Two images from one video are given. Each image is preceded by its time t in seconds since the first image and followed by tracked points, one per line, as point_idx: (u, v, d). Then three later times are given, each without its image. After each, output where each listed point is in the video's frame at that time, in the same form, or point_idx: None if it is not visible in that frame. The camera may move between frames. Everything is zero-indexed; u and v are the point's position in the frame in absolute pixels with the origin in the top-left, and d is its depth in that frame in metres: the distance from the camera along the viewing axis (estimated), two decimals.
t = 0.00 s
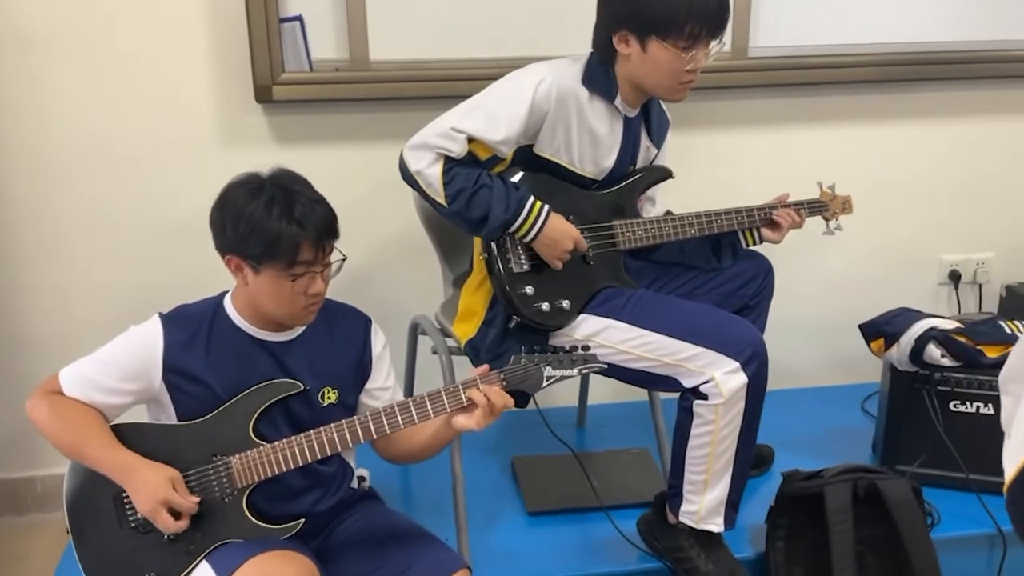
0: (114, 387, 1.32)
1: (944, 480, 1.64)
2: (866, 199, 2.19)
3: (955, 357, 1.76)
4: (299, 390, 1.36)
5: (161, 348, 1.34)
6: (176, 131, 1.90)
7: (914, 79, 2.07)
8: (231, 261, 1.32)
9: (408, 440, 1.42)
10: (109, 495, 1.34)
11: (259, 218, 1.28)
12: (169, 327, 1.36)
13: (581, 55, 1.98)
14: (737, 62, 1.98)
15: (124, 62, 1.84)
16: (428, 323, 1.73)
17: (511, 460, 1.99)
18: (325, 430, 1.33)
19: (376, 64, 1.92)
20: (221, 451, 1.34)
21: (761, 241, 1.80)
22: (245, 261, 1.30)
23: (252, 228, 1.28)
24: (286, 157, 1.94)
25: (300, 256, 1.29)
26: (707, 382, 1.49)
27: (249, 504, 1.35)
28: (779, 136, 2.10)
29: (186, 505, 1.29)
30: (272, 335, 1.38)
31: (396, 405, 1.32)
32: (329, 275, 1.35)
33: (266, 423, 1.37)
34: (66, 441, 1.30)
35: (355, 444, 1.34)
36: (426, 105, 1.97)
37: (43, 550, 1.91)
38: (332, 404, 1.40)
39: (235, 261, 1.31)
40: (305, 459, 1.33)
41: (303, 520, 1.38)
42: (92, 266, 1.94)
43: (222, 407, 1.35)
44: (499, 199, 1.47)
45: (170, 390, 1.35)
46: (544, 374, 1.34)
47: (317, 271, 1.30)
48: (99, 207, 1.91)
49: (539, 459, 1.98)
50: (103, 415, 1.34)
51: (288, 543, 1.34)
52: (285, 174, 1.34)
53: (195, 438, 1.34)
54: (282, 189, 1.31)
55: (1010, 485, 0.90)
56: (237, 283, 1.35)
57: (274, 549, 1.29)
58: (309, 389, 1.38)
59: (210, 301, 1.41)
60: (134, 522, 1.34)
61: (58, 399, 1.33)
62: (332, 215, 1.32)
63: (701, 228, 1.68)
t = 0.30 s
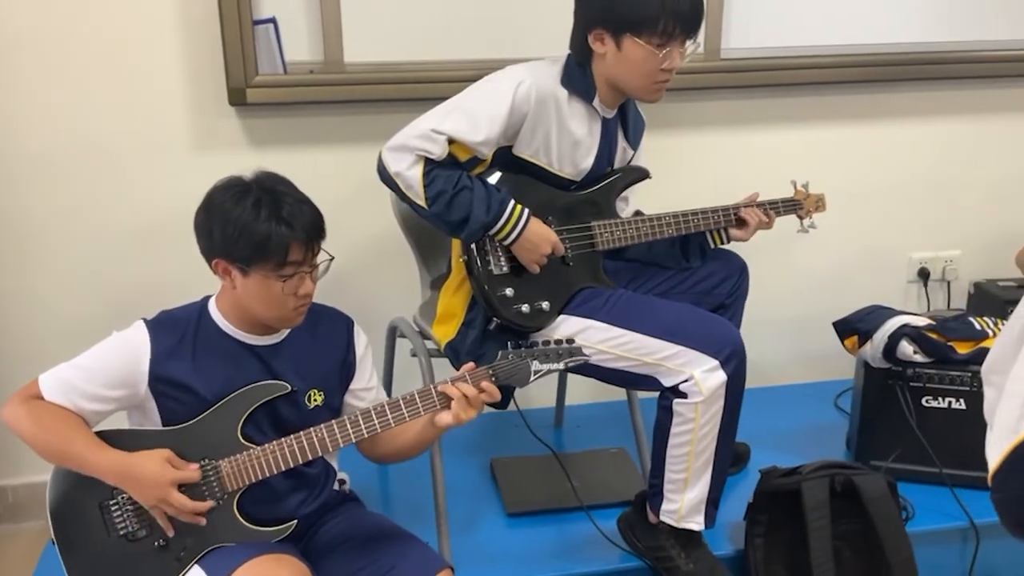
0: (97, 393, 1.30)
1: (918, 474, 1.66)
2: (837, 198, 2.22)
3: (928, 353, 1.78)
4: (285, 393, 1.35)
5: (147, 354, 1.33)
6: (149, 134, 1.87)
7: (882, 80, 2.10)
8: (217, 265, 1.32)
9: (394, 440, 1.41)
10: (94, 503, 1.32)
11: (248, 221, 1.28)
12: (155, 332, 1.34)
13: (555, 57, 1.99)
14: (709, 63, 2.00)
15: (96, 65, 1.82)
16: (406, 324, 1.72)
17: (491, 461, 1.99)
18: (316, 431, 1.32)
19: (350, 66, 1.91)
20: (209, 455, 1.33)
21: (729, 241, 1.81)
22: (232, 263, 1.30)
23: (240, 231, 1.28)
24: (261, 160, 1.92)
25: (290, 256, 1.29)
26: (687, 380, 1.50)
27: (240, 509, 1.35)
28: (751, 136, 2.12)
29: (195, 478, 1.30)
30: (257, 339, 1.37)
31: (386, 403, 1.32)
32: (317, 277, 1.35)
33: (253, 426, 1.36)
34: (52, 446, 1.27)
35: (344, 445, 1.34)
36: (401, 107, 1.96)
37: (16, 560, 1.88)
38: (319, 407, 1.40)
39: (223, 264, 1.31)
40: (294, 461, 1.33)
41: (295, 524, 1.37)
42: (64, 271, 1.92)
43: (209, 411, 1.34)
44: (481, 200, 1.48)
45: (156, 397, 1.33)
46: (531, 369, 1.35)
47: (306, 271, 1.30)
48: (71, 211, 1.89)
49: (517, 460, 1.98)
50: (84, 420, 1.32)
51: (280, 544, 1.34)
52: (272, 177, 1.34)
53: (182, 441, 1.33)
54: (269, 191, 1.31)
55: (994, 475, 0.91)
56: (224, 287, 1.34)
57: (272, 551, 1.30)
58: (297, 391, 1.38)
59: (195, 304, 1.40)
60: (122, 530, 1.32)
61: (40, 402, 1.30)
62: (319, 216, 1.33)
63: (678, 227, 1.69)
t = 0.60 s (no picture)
0: (83, 394, 1.30)
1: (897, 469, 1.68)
2: (814, 197, 2.24)
3: (905, 349, 1.81)
4: (272, 401, 1.35)
5: (134, 356, 1.32)
6: (126, 136, 1.86)
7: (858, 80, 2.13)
8: (203, 268, 1.32)
9: (381, 454, 1.41)
10: (72, 504, 1.31)
11: (228, 220, 1.28)
12: (143, 335, 1.34)
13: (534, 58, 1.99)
14: (688, 63, 2.01)
15: (72, 67, 1.80)
16: (388, 325, 1.72)
17: (473, 461, 2.00)
18: (298, 441, 1.32)
19: (330, 67, 1.90)
20: (190, 461, 1.32)
21: (708, 239, 1.82)
22: (216, 264, 1.30)
23: (219, 231, 1.28)
24: (240, 162, 1.91)
25: (271, 254, 1.28)
26: (669, 378, 1.51)
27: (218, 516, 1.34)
28: (730, 136, 2.13)
29: (151, 531, 1.28)
30: (251, 347, 1.36)
31: (371, 418, 1.32)
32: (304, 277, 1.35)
33: (236, 434, 1.35)
34: (30, 450, 1.27)
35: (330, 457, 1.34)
36: (381, 109, 1.95)
37: None
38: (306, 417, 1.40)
39: (208, 267, 1.31)
40: (277, 471, 1.32)
41: (274, 533, 1.37)
42: (40, 274, 1.90)
43: (193, 416, 1.33)
44: (461, 201, 1.48)
45: (140, 400, 1.33)
46: (520, 391, 1.36)
47: (290, 270, 1.30)
48: (47, 214, 1.87)
49: (500, 459, 1.99)
50: (70, 420, 1.32)
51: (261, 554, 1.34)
52: (257, 179, 1.35)
53: (164, 447, 1.32)
54: (252, 191, 1.31)
55: (973, 472, 0.94)
56: (212, 292, 1.34)
57: (249, 558, 1.30)
58: (284, 400, 1.37)
59: (183, 308, 1.39)
60: (99, 531, 1.31)
61: (26, 402, 1.31)
62: (304, 217, 1.33)
63: (658, 226, 1.70)
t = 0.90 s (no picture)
0: (70, 397, 1.30)
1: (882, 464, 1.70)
2: (798, 195, 2.25)
3: (889, 346, 1.82)
4: (254, 399, 1.35)
5: (120, 358, 1.32)
6: (111, 137, 1.86)
7: (841, 78, 2.14)
8: (185, 265, 1.32)
9: (369, 450, 1.41)
10: (60, 509, 1.31)
11: (207, 215, 1.29)
12: (128, 336, 1.33)
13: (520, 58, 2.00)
14: (672, 63, 2.02)
15: (56, 68, 1.80)
16: (375, 325, 1.72)
17: (461, 460, 2.00)
18: (283, 438, 1.32)
19: (315, 67, 1.90)
20: (177, 461, 1.32)
21: (693, 236, 1.83)
22: (197, 259, 1.30)
23: (199, 225, 1.28)
24: (226, 163, 1.91)
25: (252, 245, 1.29)
26: (655, 376, 1.51)
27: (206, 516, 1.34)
28: (715, 135, 2.14)
29: (135, 538, 1.27)
30: (233, 344, 1.36)
31: (357, 411, 1.32)
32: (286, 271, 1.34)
33: (222, 434, 1.35)
34: (20, 455, 1.27)
35: (315, 453, 1.34)
36: (367, 109, 1.95)
37: None
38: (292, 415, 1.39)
39: (190, 263, 1.31)
40: (264, 468, 1.32)
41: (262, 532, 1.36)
42: (25, 276, 1.89)
43: (178, 415, 1.33)
44: (445, 202, 1.49)
45: (127, 402, 1.33)
46: (505, 380, 1.34)
47: (272, 262, 1.30)
48: (32, 216, 1.86)
49: (488, 459, 1.99)
50: (57, 424, 1.32)
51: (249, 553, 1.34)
52: (237, 175, 1.35)
53: (151, 448, 1.32)
54: (232, 186, 1.32)
55: (956, 462, 0.96)
56: (196, 290, 1.34)
57: (238, 558, 1.30)
58: (269, 398, 1.37)
59: (168, 308, 1.39)
60: (88, 535, 1.31)
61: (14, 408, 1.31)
62: (285, 209, 1.33)
63: (643, 225, 1.71)
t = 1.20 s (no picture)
0: (46, 400, 1.29)
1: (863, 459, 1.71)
2: (779, 193, 2.27)
3: (869, 342, 1.84)
4: (236, 398, 1.34)
5: (94, 357, 1.31)
6: (91, 137, 1.84)
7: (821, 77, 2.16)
8: (154, 262, 1.32)
9: (352, 445, 1.40)
10: (40, 511, 1.30)
11: (171, 211, 1.29)
12: (102, 336, 1.33)
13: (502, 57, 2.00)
14: (654, 62, 2.03)
15: (33, 68, 1.78)
16: (358, 325, 1.72)
17: (446, 460, 2.00)
18: (265, 437, 1.32)
19: (297, 68, 1.90)
20: (158, 462, 1.31)
21: (676, 235, 1.84)
22: (166, 254, 1.30)
23: (165, 220, 1.29)
24: (207, 163, 1.90)
25: (219, 236, 1.29)
26: (638, 373, 1.52)
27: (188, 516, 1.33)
28: (696, 134, 2.15)
29: (121, 527, 1.26)
30: (207, 340, 1.35)
31: (339, 409, 1.32)
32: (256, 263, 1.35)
33: (204, 434, 1.35)
34: None
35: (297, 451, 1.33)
36: (349, 109, 1.95)
37: None
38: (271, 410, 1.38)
39: (159, 259, 1.31)
40: (248, 467, 1.32)
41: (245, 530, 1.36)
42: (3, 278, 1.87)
43: (159, 416, 1.32)
44: (429, 201, 1.49)
45: (104, 400, 1.32)
46: (485, 376, 1.34)
47: (241, 252, 1.31)
48: (9, 217, 1.85)
49: (472, 458, 1.99)
50: (35, 429, 1.31)
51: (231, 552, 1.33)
52: (201, 172, 1.36)
53: (130, 448, 1.31)
54: (197, 181, 1.33)
55: (932, 468, 0.84)
56: (167, 289, 1.34)
57: (220, 556, 1.29)
58: (249, 396, 1.36)
59: (143, 307, 1.38)
60: (68, 538, 1.30)
61: None
62: (251, 201, 1.34)
63: (626, 223, 1.71)
